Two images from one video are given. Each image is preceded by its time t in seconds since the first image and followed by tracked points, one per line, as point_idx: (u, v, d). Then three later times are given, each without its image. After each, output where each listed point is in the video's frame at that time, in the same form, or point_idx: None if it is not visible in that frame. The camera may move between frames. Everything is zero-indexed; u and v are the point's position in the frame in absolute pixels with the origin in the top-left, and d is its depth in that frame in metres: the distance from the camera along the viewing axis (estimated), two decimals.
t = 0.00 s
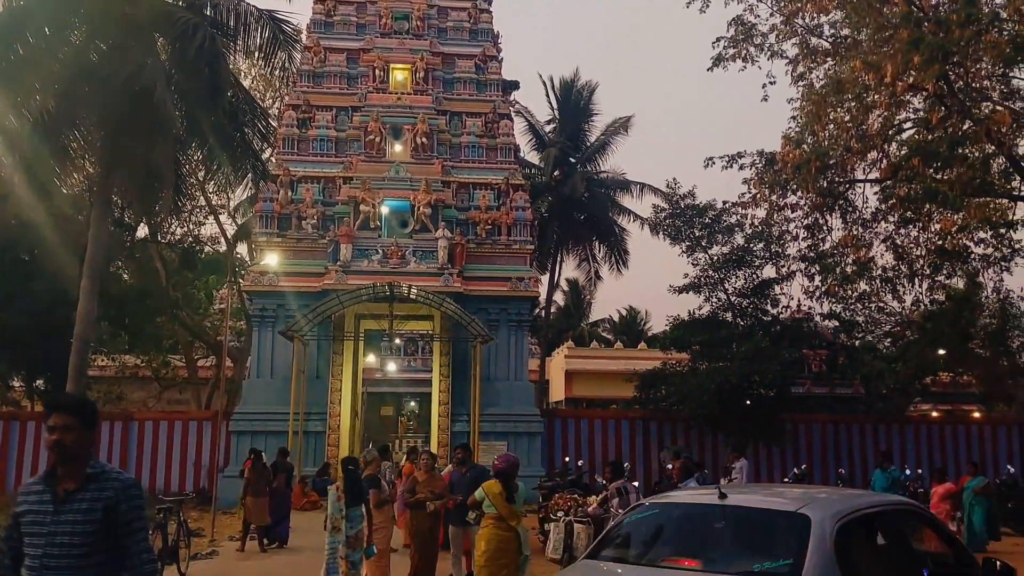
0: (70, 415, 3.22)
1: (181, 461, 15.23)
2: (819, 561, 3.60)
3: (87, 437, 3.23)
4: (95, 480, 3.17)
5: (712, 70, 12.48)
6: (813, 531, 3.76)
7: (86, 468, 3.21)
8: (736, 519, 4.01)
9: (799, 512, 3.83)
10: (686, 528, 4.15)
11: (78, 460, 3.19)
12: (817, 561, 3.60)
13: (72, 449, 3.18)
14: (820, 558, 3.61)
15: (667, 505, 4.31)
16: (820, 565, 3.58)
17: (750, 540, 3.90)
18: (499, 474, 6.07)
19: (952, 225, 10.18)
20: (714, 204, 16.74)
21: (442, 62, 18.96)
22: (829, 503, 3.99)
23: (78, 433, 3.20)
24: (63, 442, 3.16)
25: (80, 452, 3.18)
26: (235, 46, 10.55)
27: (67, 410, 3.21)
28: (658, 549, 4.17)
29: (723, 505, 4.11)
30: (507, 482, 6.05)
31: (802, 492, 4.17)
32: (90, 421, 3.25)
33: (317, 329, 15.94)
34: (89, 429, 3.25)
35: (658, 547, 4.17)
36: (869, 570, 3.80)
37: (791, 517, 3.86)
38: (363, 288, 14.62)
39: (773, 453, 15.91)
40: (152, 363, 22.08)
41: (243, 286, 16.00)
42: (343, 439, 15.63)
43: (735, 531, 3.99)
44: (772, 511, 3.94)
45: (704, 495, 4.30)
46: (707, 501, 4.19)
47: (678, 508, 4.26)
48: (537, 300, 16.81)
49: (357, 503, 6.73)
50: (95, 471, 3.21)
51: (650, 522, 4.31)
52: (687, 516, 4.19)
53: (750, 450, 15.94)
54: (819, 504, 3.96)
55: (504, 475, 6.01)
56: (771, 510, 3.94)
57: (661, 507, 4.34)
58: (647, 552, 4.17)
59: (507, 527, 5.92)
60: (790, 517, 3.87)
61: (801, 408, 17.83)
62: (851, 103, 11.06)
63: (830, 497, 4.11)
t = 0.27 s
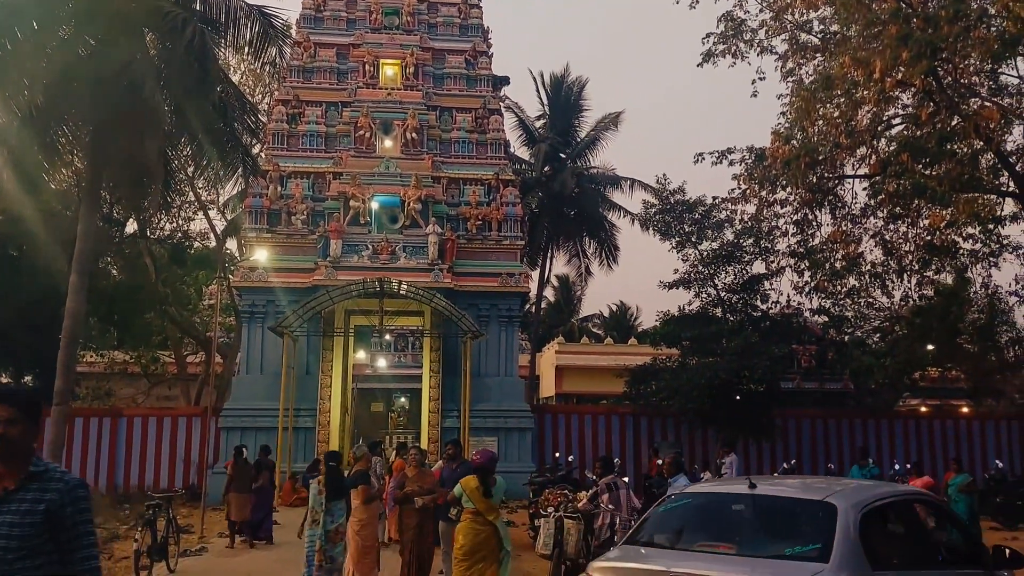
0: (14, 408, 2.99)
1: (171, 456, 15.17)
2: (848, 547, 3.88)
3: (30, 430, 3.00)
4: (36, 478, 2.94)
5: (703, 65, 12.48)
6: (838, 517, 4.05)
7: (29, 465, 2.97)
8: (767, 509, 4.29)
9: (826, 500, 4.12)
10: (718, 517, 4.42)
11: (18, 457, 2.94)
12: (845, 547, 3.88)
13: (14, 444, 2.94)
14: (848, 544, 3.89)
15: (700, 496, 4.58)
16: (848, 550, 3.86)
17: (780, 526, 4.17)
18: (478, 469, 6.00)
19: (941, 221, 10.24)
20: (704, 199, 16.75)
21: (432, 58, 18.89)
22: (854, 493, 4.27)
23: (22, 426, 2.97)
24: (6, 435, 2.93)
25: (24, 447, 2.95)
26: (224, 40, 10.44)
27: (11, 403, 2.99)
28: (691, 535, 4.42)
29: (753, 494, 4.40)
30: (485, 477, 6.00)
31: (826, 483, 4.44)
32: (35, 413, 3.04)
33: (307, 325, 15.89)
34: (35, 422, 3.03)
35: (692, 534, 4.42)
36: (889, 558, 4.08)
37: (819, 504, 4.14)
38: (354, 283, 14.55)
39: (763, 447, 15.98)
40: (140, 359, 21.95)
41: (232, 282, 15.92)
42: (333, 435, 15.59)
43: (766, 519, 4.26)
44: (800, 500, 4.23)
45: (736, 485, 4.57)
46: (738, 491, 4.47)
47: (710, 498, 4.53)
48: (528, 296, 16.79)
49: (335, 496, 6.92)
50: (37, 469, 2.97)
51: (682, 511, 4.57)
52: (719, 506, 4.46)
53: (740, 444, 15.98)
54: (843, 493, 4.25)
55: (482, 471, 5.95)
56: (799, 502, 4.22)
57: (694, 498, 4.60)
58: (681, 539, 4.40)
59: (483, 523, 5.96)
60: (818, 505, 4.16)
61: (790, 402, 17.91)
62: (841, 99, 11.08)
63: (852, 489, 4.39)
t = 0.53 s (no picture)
0: None
1: (161, 454, 15.09)
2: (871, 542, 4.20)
3: None
4: None
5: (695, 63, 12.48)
6: (861, 514, 4.35)
7: None
8: (794, 505, 4.60)
9: (849, 498, 4.42)
10: (748, 513, 4.75)
11: None
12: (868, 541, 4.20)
13: None
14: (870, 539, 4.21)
15: (730, 493, 4.90)
16: (870, 545, 4.18)
17: (807, 520, 4.50)
18: (453, 466, 6.10)
19: (932, 219, 10.28)
20: (695, 197, 16.76)
21: (423, 55, 18.83)
22: (873, 490, 4.59)
23: None
24: None
25: None
26: (215, 37, 10.37)
27: None
28: (726, 530, 4.76)
29: (781, 492, 4.71)
30: (461, 474, 6.11)
31: (848, 481, 4.76)
32: None
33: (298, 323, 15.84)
34: None
35: (726, 529, 4.77)
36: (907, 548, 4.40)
37: (842, 503, 4.44)
38: (345, 281, 14.50)
39: (754, 445, 16.01)
40: (131, 357, 21.83)
41: (223, 279, 15.85)
42: (325, 433, 15.51)
43: (792, 515, 4.58)
44: (825, 497, 4.54)
45: (763, 483, 4.88)
46: (766, 489, 4.79)
47: (739, 496, 4.85)
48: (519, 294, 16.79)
49: (318, 494, 6.82)
50: None
51: (715, 507, 4.91)
52: (750, 503, 4.78)
53: (731, 442, 15.99)
54: (865, 490, 4.57)
55: (455, 470, 6.07)
56: (823, 500, 4.53)
57: (726, 494, 4.94)
58: (716, 533, 4.75)
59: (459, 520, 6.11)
60: (840, 503, 4.47)
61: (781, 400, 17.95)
62: (831, 97, 11.11)
63: (873, 484, 4.69)
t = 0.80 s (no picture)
0: None
1: (153, 452, 15.02)
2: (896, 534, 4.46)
3: None
4: None
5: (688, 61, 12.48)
6: (886, 508, 4.62)
7: None
8: (821, 498, 4.85)
9: (874, 492, 4.69)
10: (775, 506, 4.98)
11: None
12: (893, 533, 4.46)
13: None
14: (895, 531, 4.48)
15: (759, 487, 5.13)
16: (896, 537, 4.45)
17: (834, 512, 4.75)
18: (434, 464, 6.11)
19: (924, 217, 10.31)
20: (688, 195, 16.76)
21: (416, 53, 18.78)
22: (895, 486, 4.86)
23: None
24: None
25: None
26: (207, 35, 10.30)
27: None
28: (755, 522, 4.97)
29: (808, 487, 4.96)
30: (443, 471, 6.11)
31: (870, 477, 5.03)
32: None
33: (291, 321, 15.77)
34: None
35: (754, 521, 4.97)
36: (926, 541, 4.67)
37: (868, 496, 4.71)
38: (337, 279, 14.43)
39: (747, 443, 16.02)
40: (123, 355, 21.72)
41: (215, 277, 15.77)
42: (317, 432, 15.47)
43: (819, 508, 4.82)
44: (850, 492, 4.80)
45: (791, 478, 5.13)
46: (794, 484, 5.03)
47: (767, 490, 5.08)
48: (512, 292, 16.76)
49: (302, 492, 6.81)
50: None
51: (743, 501, 5.13)
52: (777, 496, 5.01)
53: (724, 440, 16.02)
54: (887, 486, 4.84)
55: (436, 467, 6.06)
56: (848, 495, 4.80)
57: (752, 489, 5.16)
58: (745, 525, 4.95)
59: (443, 517, 6.10)
60: (865, 497, 4.73)
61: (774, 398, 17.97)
62: (823, 96, 11.12)
63: (893, 481, 4.97)
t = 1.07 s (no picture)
0: None
1: (148, 451, 14.97)
2: (924, 530, 4.73)
3: None
4: None
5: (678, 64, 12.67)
6: (913, 504, 4.90)
7: None
8: (852, 496, 5.12)
9: (901, 489, 4.97)
10: (807, 503, 5.25)
11: None
12: (922, 528, 4.73)
13: None
14: (923, 526, 4.74)
15: (793, 486, 5.41)
16: (924, 533, 4.71)
17: (863, 507, 5.02)
18: (431, 464, 6.09)
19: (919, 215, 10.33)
20: (682, 194, 16.76)
21: (410, 51, 18.74)
22: (922, 483, 5.13)
23: None
24: None
25: None
26: (201, 33, 10.24)
27: None
28: (789, 516, 5.25)
29: (838, 483, 5.23)
30: (440, 471, 6.09)
31: (897, 475, 5.30)
32: None
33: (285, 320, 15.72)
34: None
35: (788, 515, 5.25)
36: (952, 535, 4.93)
37: (896, 493, 4.99)
38: (332, 278, 14.38)
39: (741, 441, 16.04)
40: (117, 354, 21.64)
41: (210, 276, 15.72)
42: (312, 431, 15.43)
43: (848, 503, 5.09)
44: (879, 489, 5.08)
45: (823, 476, 5.40)
46: (825, 481, 5.31)
47: (801, 489, 5.35)
48: (507, 291, 16.74)
49: (290, 491, 6.76)
50: None
51: (776, 497, 5.41)
52: (809, 494, 5.29)
53: (718, 438, 16.02)
54: (914, 483, 5.11)
55: (435, 468, 6.00)
56: (878, 493, 5.06)
57: (787, 486, 5.44)
58: (779, 519, 5.23)
59: (438, 517, 6.10)
60: (893, 494, 5.00)
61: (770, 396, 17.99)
62: (818, 94, 11.13)
63: (920, 477, 5.24)
